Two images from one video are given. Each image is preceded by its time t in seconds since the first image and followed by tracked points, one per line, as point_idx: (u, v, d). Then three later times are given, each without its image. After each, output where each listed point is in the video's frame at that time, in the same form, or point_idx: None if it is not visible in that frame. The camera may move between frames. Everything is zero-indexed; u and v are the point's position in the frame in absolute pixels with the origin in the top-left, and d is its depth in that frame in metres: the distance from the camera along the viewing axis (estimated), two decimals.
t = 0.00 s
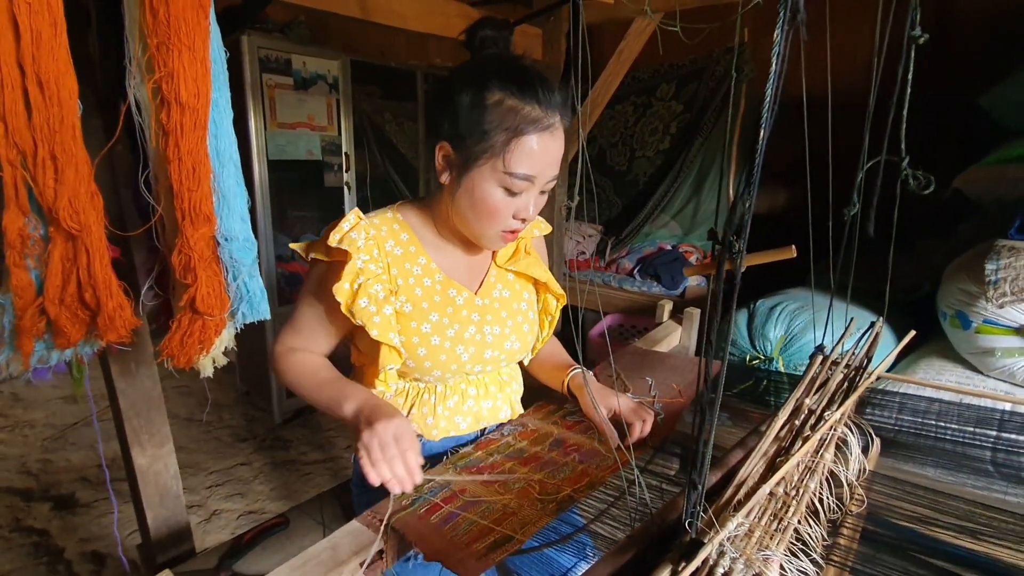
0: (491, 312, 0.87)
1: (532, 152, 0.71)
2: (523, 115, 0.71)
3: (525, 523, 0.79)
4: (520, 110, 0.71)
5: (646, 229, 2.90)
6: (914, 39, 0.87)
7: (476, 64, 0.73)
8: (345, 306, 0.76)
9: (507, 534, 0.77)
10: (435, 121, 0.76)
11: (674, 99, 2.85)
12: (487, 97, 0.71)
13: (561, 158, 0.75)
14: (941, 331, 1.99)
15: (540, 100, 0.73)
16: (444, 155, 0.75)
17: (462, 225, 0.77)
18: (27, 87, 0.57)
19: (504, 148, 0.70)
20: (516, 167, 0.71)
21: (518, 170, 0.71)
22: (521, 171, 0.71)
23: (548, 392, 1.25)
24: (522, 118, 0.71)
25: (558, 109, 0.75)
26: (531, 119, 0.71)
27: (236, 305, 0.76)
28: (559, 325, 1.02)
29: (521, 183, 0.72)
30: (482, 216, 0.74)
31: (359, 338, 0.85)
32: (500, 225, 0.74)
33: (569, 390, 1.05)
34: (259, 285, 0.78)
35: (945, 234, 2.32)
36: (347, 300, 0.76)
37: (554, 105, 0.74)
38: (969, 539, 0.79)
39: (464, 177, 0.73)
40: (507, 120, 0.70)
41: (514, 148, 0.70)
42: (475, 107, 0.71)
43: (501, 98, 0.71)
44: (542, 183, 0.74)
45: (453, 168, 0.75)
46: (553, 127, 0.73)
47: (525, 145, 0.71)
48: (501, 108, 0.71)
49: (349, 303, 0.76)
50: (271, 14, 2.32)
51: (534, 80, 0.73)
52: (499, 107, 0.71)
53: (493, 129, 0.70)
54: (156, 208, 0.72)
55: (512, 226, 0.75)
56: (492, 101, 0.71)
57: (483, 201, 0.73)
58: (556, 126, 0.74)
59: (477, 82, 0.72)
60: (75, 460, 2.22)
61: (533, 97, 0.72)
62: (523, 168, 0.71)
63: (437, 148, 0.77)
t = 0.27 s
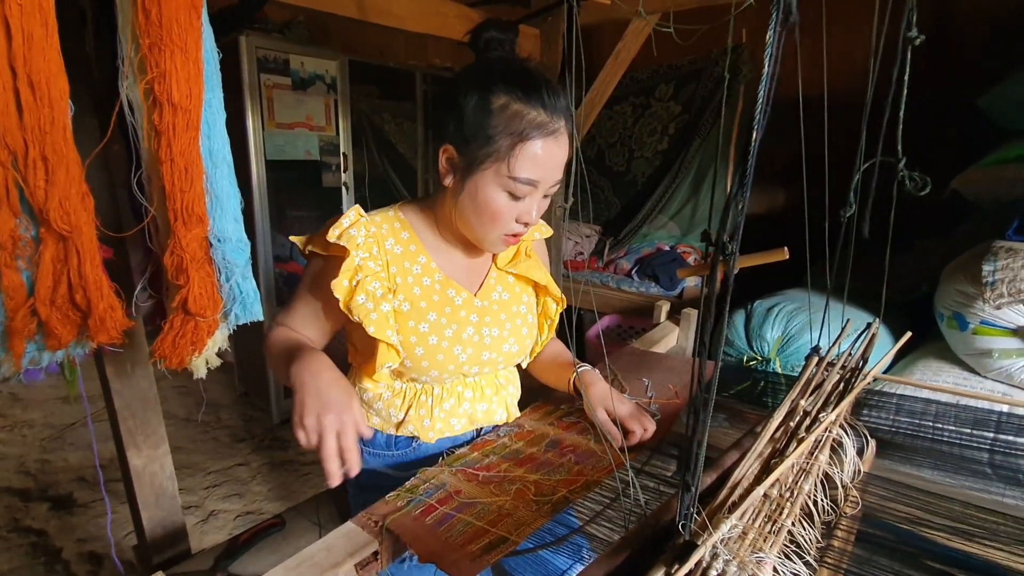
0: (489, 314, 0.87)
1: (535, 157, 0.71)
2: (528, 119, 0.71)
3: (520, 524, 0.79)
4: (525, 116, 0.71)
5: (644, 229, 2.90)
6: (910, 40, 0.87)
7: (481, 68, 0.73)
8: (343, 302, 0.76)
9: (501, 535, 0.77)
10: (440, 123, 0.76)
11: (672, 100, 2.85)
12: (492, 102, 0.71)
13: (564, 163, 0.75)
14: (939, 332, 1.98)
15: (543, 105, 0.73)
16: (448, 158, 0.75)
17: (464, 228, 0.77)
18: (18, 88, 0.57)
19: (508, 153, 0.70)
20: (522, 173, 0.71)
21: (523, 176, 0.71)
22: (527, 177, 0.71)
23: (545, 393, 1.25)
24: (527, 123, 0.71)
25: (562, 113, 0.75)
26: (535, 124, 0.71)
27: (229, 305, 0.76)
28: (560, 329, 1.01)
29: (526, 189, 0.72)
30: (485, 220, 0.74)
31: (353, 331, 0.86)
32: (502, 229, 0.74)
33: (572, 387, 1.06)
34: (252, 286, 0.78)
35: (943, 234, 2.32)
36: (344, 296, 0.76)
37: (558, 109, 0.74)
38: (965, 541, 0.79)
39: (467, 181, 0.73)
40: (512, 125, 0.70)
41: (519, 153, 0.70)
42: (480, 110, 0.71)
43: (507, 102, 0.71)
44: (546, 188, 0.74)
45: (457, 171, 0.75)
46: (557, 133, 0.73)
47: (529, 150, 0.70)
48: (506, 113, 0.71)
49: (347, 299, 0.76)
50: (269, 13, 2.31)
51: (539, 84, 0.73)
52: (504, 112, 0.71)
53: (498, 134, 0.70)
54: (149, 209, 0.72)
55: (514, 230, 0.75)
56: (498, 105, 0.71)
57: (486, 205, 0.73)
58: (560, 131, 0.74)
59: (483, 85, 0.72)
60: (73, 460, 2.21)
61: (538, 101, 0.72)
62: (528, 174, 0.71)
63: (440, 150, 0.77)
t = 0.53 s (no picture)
0: (494, 315, 0.88)
1: (537, 155, 0.71)
2: (530, 117, 0.71)
3: (515, 526, 0.79)
4: (528, 114, 0.71)
5: (643, 230, 2.90)
6: (905, 42, 0.85)
7: (482, 67, 0.73)
8: (356, 309, 0.73)
9: (497, 538, 0.76)
10: (441, 122, 0.76)
11: (670, 100, 2.85)
12: (494, 100, 0.70)
13: (565, 160, 0.75)
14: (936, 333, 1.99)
15: (545, 103, 0.73)
16: (449, 157, 0.75)
17: (465, 225, 0.77)
18: (10, 90, 0.57)
19: (509, 151, 0.70)
20: (523, 170, 0.71)
21: (525, 173, 0.71)
22: (528, 174, 0.71)
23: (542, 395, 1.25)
24: (529, 121, 0.70)
25: (563, 113, 0.75)
26: (537, 122, 0.71)
27: (223, 307, 0.76)
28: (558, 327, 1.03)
29: (527, 186, 0.72)
30: (486, 218, 0.74)
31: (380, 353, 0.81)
32: (503, 226, 0.74)
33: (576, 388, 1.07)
34: (246, 288, 0.78)
35: (941, 235, 2.32)
36: (359, 303, 0.73)
37: (558, 108, 0.74)
38: (962, 543, 0.79)
39: (468, 179, 0.73)
40: (513, 123, 0.70)
41: (520, 150, 0.70)
42: (482, 109, 0.70)
43: (509, 101, 0.71)
44: (546, 186, 0.74)
45: (458, 171, 0.75)
46: (558, 131, 0.73)
47: (531, 148, 0.70)
48: (508, 111, 0.70)
49: (360, 305, 0.73)
50: (266, 14, 2.31)
51: (540, 83, 0.74)
52: (506, 110, 0.70)
53: (500, 132, 0.70)
54: (143, 211, 0.72)
55: (515, 227, 0.76)
56: (499, 104, 0.71)
57: (487, 203, 0.73)
58: (561, 129, 0.74)
59: (484, 85, 0.71)
60: (71, 462, 2.21)
61: (540, 100, 0.72)
62: (529, 172, 0.71)
63: (441, 149, 0.76)
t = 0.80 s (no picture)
0: (501, 317, 0.89)
1: (543, 154, 0.71)
2: (534, 117, 0.71)
3: (509, 530, 0.79)
4: (533, 113, 0.71)
5: (641, 231, 2.88)
6: (900, 43, 0.84)
7: (488, 66, 0.72)
8: (377, 314, 0.71)
9: (490, 542, 0.76)
10: (446, 123, 0.75)
11: (667, 102, 2.86)
12: (499, 99, 0.70)
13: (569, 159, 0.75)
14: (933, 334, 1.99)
15: (548, 104, 0.73)
16: (454, 157, 0.74)
17: (470, 225, 0.77)
18: None
19: (516, 150, 0.70)
20: (529, 170, 0.70)
21: (531, 172, 0.70)
22: (534, 174, 0.71)
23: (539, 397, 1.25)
24: (533, 120, 0.71)
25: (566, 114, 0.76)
26: (542, 122, 0.71)
27: (214, 311, 0.75)
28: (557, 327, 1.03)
29: (533, 186, 0.71)
30: (492, 218, 0.73)
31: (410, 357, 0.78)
32: (509, 226, 0.74)
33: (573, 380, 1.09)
34: (237, 291, 0.77)
35: (938, 235, 2.33)
36: (379, 308, 0.72)
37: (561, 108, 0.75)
38: (959, 545, 0.79)
39: (474, 179, 0.72)
40: (519, 122, 0.70)
41: (527, 149, 0.70)
42: (487, 108, 0.70)
43: (513, 100, 0.71)
44: (551, 185, 0.74)
45: (464, 171, 0.74)
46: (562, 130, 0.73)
47: (537, 147, 0.70)
48: (513, 111, 0.70)
49: (381, 310, 0.72)
50: (263, 16, 2.31)
51: (543, 84, 0.74)
52: (511, 109, 0.70)
53: (506, 132, 0.70)
54: (133, 214, 0.72)
55: (519, 227, 0.75)
56: (504, 103, 0.70)
57: (493, 203, 0.72)
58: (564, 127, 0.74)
59: (489, 85, 0.71)
60: (67, 464, 2.20)
61: (544, 101, 0.73)
62: (535, 171, 0.71)
63: (445, 148, 0.76)
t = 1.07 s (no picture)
0: (505, 319, 0.89)
1: (545, 163, 0.71)
2: (538, 126, 0.71)
3: (506, 531, 0.79)
4: (536, 121, 0.71)
5: (638, 232, 2.88)
6: (895, 43, 0.84)
7: (494, 71, 0.72)
8: (385, 315, 0.71)
9: (487, 544, 0.76)
10: (450, 126, 0.75)
11: (664, 102, 2.86)
12: (505, 108, 0.70)
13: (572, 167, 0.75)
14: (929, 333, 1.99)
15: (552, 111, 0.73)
16: (457, 163, 0.75)
17: (472, 231, 0.77)
18: None
19: (519, 159, 0.70)
20: (531, 180, 0.70)
21: (533, 182, 0.71)
22: (536, 184, 0.71)
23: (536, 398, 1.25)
24: (537, 130, 0.71)
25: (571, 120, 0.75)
26: (545, 132, 0.71)
27: (209, 313, 0.75)
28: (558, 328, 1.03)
29: (534, 195, 0.72)
30: (494, 225, 0.74)
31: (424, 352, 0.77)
32: (510, 233, 0.75)
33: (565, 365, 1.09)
34: (232, 294, 0.77)
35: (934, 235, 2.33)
36: (388, 309, 0.72)
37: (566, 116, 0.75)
38: (956, 544, 0.79)
39: (476, 186, 0.73)
40: (523, 132, 0.70)
41: (530, 159, 0.70)
42: (491, 116, 0.70)
43: (518, 109, 0.70)
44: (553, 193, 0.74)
45: (467, 177, 0.75)
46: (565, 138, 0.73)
47: (540, 156, 0.70)
48: (518, 120, 0.70)
49: (389, 311, 0.72)
50: (260, 17, 2.31)
51: (546, 90, 0.74)
52: (516, 118, 0.70)
53: (511, 140, 0.70)
54: (127, 216, 0.72)
55: (520, 234, 0.76)
56: (509, 112, 0.70)
57: (495, 211, 0.73)
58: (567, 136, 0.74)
59: (494, 91, 0.71)
60: (64, 466, 2.20)
61: (547, 109, 0.73)
62: (537, 180, 0.71)
63: (448, 154, 0.76)
